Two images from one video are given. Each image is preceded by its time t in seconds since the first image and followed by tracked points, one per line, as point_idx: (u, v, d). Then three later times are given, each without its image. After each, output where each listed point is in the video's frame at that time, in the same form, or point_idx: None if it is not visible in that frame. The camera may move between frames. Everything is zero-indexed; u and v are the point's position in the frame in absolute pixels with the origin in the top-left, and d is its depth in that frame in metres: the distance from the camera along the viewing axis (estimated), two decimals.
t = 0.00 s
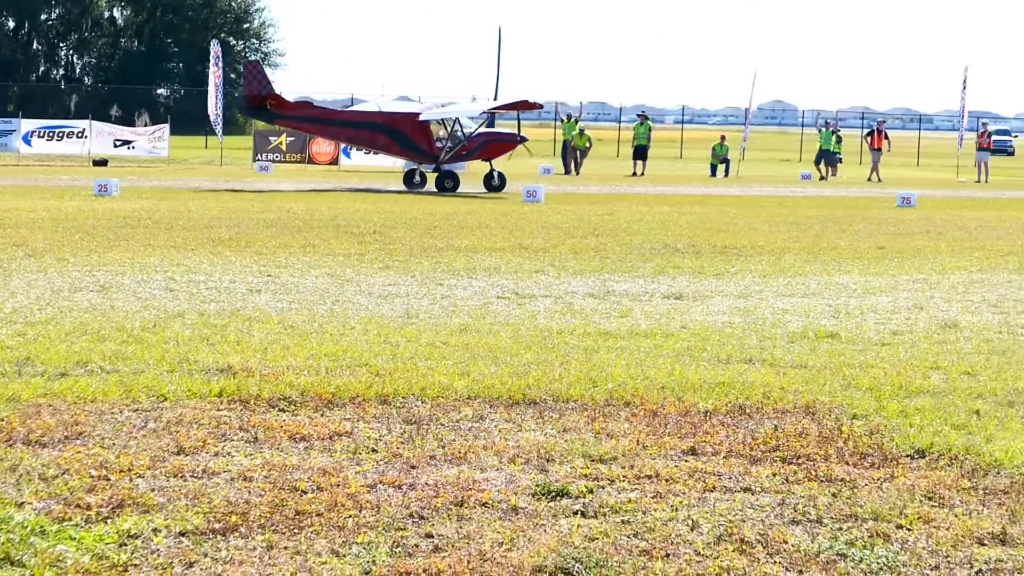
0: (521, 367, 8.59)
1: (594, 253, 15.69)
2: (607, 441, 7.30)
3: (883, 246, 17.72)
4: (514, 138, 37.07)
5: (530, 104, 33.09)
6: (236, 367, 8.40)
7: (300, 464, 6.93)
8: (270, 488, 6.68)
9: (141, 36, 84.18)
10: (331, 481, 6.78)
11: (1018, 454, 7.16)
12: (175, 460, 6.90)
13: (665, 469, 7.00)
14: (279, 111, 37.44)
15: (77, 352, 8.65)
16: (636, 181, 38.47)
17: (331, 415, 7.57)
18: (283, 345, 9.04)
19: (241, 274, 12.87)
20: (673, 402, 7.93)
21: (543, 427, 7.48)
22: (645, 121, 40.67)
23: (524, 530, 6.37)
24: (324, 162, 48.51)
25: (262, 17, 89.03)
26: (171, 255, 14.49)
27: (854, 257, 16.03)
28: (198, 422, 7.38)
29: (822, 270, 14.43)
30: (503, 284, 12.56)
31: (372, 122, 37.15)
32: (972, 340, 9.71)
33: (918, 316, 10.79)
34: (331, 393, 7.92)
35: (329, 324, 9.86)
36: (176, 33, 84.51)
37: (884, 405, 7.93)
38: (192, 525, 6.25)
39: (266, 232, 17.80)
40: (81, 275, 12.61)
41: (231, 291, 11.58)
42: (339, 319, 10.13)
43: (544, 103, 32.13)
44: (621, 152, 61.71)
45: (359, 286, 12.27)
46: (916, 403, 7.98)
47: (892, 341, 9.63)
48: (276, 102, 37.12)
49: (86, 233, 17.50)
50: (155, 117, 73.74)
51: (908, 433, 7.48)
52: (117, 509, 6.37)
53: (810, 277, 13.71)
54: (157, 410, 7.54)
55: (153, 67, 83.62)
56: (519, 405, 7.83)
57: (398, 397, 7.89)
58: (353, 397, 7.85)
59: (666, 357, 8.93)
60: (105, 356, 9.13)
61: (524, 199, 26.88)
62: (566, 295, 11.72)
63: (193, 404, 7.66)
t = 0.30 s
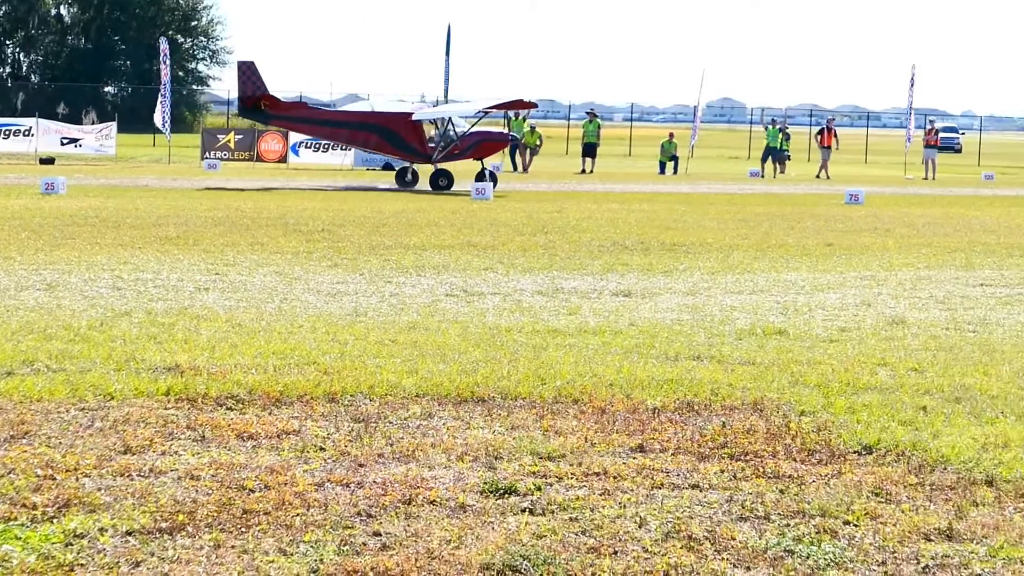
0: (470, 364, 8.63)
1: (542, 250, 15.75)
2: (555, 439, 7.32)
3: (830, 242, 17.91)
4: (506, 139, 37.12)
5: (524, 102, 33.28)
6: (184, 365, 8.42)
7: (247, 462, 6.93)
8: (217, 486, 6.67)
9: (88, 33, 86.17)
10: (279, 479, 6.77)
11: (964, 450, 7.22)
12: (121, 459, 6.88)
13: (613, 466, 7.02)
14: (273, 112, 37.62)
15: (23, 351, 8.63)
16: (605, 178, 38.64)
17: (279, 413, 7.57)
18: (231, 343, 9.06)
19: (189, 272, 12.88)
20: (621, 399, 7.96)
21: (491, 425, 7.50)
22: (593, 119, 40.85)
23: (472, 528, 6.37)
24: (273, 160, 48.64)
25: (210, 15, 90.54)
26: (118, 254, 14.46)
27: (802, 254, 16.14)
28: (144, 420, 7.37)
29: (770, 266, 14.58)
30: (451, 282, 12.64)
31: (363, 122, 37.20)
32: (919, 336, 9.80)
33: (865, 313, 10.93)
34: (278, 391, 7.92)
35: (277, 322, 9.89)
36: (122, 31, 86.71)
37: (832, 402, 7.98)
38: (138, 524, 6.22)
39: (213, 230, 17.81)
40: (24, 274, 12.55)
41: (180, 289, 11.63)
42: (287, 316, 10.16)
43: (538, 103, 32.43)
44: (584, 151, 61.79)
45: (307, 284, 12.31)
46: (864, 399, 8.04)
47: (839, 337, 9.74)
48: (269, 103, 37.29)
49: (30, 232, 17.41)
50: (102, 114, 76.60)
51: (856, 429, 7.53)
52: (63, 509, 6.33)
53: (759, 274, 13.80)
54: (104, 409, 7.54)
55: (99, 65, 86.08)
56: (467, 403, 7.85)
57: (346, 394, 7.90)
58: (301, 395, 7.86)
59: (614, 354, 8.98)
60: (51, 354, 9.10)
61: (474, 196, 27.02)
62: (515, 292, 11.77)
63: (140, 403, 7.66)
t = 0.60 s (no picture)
0: (437, 363, 8.67)
1: (510, 249, 15.84)
2: (523, 437, 7.33)
3: (797, 241, 18.05)
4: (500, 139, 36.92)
5: (521, 103, 33.41)
6: (151, 365, 8.42)
7: (214, 461, 6.93)
8: (184, 485, 6.67)
9: (55, 32, 86.13)
10: (246, 478, 6.77)
11: (930, 448, 7.25)
12: (88, 458, 6.87)
13: (580, 465, 7.03)
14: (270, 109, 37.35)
15: None
16: (585, 177, 38.81)
17: (246, 412, 7.58)
18: (198, 343, 9.08)
19: (157, 271, 12.89)
20: (589, 398, 7.99)
21: (458, 424, 7.51)
22: (560, 118, 40.81)
23: (439, 527, 6.37)
24: (240, 159, 48.41)
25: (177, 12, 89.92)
26: (86, 253, 14.43)
27: (771, 252, 16.26)
28: (111, 420, 7.37)
29: (738, 265, 14.71)
30: (419, 280, 12.73)
31: (361, 120, 37.25)
32: (887, 335, 9.88)
33: (833, 311, 11.04)
34: (246, 390, 7.92)
35: (244, 321, 9.94)
36: (90, 29, 86.87)
37: (800, 400, 8.03)
38: (105, 523, 6.20)
39: (180, 229, 17.80)
40: None
41: (147, 288, 11.67)
42: (255, 315, 10.21)
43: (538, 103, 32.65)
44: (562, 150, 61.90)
45: (275, 282, 12.37)
46: (832, 397, 8.10)
47: (807, 336, 9.83)
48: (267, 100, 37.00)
49: None
50: (69, 113, 76.74)
51: (823, 428, 7.56)
52: (29, 508, 6.31)
53: (727, 272, 13.88)
54: (70, 408, 7.52)
55: (66, 63, 86.39)
56: (435, 401, 7.87)
57: (313, 394, 7.91)
58: (268, 394, 7.87)
59: (582, 352, 9.04)
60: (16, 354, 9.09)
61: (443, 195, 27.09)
62: (483, 291, 11.86)
63: (107, 402, 7.65)
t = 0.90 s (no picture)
0: (388, 361, 8.79)
1: (463, 247, 16.07)
2: (474, 435, 7.39)
3: (747, 239, 18.30)
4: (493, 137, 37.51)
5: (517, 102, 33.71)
6: (101, 363, 8.43)
7: (165, 459, 6.93)
8: (134, 484, 6.65)
9: (5, 28, 84.13)
10: (196, 476, 6.76)
11: (880, 445, 7.35)
12: (37, 456, 6.85)
13: (531, 462, 7.07)
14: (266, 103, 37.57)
15: None
16: (553, 176, 39.09)
17: (197, 411, 7.61)
18: (150, 341, 9.13)
19: (107, 269, 12.92)
20: (540, 395, 8.09)
21: (409, 421, 7.58)
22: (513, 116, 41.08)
23: (390, 525, 6.37)
24: (193, 156, 46.84)
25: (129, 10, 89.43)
26: (36, 251, 14.40)
27: (722, 250, 16.57)
28: (61, 418, 7.36)
29: (690, 264, 14.94)
30: (371, 278, 12.92)
31: (355, 116, 37.48)
32: (838, 332, 10.17)
33: (783, 309, 11.28)
34: (197, 388, 7.98)
35: (195, 319, 10.03)
36: (41, 26, 84.87)
37: (750, 398, 8.14)
38: (53, 522, 6.16)
39: (131, 227, 17.77)
40: None
41: (97, 286, 11.69)
42: (207, 314, 10.30)
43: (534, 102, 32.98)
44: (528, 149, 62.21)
45: (226, 281, 12.49)
46: (781, 395, 8.21)
47: (757, 334, 10.03)
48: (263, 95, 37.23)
49: None
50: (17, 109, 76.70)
51: (773, 426, 7.64)
52: None
53: (679, 270, 14.23)
54: (20, 406, 7.50)
55: (17, 61, 85.35)
56: (386, 399, 7.95)
57: (265, 391, 7.98)
58: (218, 393, 7.91)
59: (534, 351, 9.18)
60: None
61: (396, 193, 27.16)
62: (434, 289, 12.15)
63: (57, 400, 7.64)
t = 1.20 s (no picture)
0: (341, 359, 8.84)
1: (416, 245, 16.15)
2: (427, 433, 7.42)
3: (699, 236, 18.44)
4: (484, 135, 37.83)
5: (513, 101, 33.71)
6: (53, 362, 8.43)
7: (116, 459, 6.92)
8: (85, 483, 6.63)
9: None
10: (148, 475, 6.76)
11: (832, 441, 7.38)
12: None
13: (484, 460, 7.08)
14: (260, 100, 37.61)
15: None
16: (524, 173, 39.23)
17: (149, 409, 7.63)
18: (102, 340, 9.15)
19: (58, 268, 12.93)
20: (492, 393, 8.15)
21: (362, 420, 7.61)
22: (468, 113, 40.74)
23: (342, 523, 6.36)
24: (145, 155, 47.65)
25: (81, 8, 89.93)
26: None
27: (676, 247, 16.66)
28: (12, 418, 7.35)
29: (643, 261, 15.07)
30: (323, 276, 13.00)
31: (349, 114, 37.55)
32: (790, 329, 10.26)
33: (736, 306, 11.40)
34: (149, 387, 8.01)
35: (148, 318, 10.06)
36: None
37: (703, 394, 8.19)
38: (4, 522, 6.14)
39: (82, 226, 17.72)
40: None
41: (48, 286, 11.69)
42: (158, 313, 10.36)
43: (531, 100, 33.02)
44: (499, 147, 62.19)
45: (178, 280, 12.54)
46: (734, 392, 8.27)
47: (710, 331, 10.13)
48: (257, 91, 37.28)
49: None
50: None
51: (726, 422, 7.69)
52: None
53: (632, 268, 14.35)
54: None
55: None
56: (339, 398, 7.99)
57: (217, 390, 8.01)
58: (171, 391, 7.94)
59: (486, 349, 9.27)
60: None
61: (350, 191, 27.18)
62: (387, 287, 12.27)
63: (8, 400, 7.63)
